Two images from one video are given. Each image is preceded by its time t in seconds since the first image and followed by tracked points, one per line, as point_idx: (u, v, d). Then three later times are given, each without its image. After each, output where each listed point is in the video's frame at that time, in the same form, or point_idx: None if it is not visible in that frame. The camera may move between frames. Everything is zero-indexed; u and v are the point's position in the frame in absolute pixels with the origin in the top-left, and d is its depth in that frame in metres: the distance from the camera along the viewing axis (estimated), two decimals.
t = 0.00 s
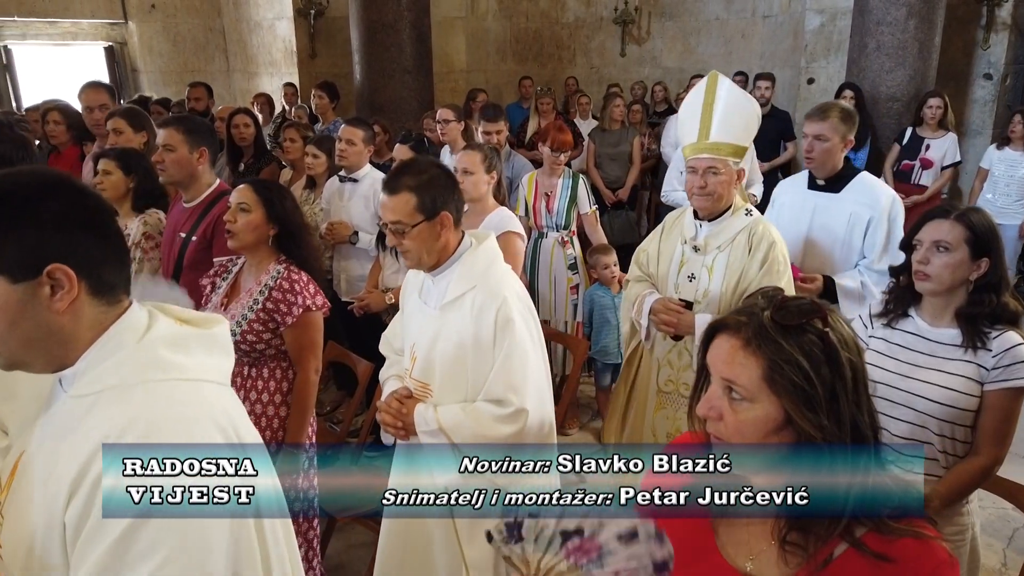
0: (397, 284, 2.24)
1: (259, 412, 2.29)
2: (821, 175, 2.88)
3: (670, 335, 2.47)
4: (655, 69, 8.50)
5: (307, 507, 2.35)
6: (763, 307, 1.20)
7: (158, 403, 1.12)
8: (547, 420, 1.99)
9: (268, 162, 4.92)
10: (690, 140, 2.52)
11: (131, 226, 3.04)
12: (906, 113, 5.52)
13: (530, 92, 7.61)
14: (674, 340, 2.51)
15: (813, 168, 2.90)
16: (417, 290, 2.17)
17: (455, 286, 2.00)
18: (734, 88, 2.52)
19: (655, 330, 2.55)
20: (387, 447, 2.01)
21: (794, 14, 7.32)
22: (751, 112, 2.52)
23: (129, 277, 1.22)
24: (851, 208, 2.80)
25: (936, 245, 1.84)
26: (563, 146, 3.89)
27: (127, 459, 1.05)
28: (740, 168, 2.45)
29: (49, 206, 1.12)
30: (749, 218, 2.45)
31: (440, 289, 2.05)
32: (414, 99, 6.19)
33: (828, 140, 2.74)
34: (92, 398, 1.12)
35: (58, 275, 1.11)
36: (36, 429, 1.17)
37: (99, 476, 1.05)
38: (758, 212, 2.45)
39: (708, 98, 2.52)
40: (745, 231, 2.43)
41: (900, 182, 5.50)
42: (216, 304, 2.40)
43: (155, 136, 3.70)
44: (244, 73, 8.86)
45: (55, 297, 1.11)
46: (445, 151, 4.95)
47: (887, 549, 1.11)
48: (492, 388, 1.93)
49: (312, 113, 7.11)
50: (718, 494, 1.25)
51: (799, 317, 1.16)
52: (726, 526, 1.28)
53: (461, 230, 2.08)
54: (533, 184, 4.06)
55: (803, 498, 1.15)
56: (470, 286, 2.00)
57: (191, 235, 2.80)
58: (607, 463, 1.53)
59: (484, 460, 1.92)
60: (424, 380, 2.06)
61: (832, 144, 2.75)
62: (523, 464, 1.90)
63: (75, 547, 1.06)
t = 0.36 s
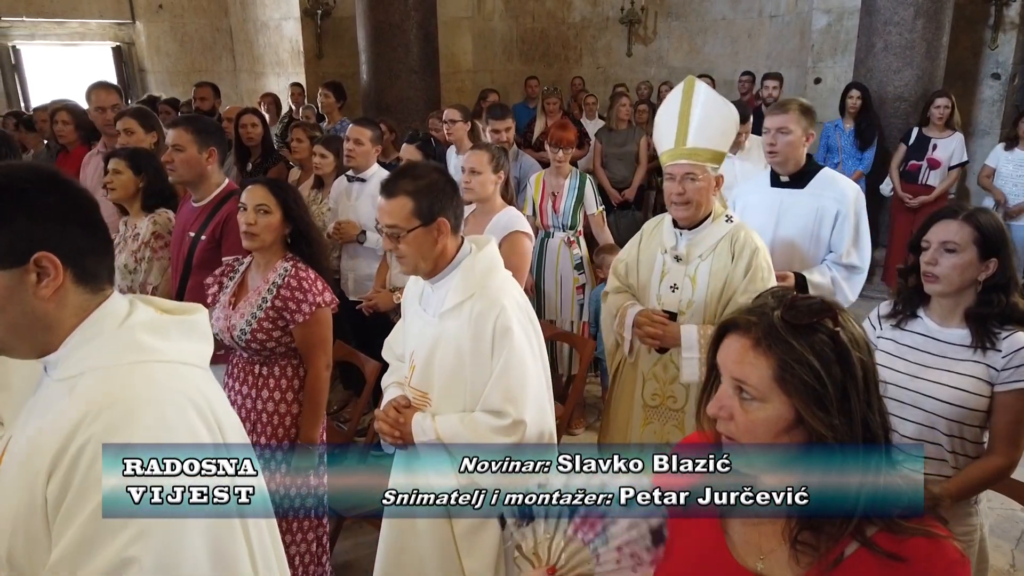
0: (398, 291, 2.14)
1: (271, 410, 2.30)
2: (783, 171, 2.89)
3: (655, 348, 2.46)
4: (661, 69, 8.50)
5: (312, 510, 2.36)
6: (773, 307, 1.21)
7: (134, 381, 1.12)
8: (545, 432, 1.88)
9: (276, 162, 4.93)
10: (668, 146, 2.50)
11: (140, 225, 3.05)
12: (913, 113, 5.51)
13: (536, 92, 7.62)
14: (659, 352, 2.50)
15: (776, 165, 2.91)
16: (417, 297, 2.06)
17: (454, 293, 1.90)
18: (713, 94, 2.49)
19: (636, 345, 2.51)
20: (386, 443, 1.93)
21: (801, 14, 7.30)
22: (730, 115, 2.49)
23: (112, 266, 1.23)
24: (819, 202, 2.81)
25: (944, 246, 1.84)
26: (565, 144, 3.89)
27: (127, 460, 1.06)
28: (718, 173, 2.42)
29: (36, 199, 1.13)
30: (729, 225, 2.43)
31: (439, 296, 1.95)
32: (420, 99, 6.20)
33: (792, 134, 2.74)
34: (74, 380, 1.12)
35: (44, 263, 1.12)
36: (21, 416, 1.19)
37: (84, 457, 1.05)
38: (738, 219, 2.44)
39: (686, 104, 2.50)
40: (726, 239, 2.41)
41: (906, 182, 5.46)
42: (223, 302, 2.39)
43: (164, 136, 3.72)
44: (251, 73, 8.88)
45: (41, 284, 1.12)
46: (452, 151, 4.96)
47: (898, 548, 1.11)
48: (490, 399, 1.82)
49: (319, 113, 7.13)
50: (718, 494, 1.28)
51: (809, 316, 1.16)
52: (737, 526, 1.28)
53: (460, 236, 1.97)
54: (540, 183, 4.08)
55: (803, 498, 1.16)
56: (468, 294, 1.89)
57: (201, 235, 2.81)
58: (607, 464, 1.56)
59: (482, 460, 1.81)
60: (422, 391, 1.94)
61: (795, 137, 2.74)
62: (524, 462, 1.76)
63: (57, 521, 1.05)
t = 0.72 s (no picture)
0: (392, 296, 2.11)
1: (280, 406, 2.32)
2: (759, 174, 2.86)
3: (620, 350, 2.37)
4: (667, 68, 8.50)
5: (323, 509, 2.39)
6: (783, 308, 1.20)
7: (113, 367, 1.11)
8: (536, 438, 1.80)
9: (281, 161, 4.94)
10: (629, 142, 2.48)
11: (146, 224, 3.06)
12: (920, 112, 5.49)
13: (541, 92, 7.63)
14: (624, 353, 2.41)
15: (754, 167, 2.88)
16: (409, 302, 2.03)
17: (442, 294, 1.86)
18: (674, 88, 2.49)
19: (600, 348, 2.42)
20: (378, 446, 1.91)
21: (807, 13, 7.27)
22: (692, 112, 2.49)
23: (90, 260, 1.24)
24: (797, 204, 2.78)
25: (950, 246, 1.83)
26: (566, 142, 3.92)
27: (127, 460, 1.04)
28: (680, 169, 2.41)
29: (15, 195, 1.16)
30: (693, 223, 2.39)
31: (429, 299, 1.91)
32: (425, 99, 6.21)
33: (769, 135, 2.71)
34: (54, 371, 1.13)
35: (17, 258, 1.13)
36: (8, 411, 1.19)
37: (66, 443, 1.06)
38: (701, 216, 2.41)
39: (648, 100, 2.49)
40: (691, 237, 2.37)
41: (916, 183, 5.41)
42: (225, 301, 2.39)
43: (171, 136, 3.74)
44: (257, 73, 8.88)
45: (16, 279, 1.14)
46: (457, 151, 4.97)
47: (903, 546, 1.10)
48: (476, 401, 1.76)
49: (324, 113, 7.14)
50: (718, 494, 1.28)
51: (819, 317, 1.15)
52: (742, 525, 1.28)
53: (448, 238, 1.95)
54: (545, 183, 4.09)
55: (803, 498, 1.16)
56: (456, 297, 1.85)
57: (207, 233, 2.82)
58: (607, 463, 1.55)
59: (483, 460, 1.74)
60: (414, 395, 1.90)
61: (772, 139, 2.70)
62: (524, 464, 1.74)
63: (46, 503, 1.06)
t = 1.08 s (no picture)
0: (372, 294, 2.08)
1: (287, 404, 2.32)
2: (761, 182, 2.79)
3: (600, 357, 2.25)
4: (673, 67, 8.49)
5: (332, 506, 2.35)
6: (793, 308, 1.19)
7: (33, 391, 0.94)
8: (515, 434, 1.79)
9: (287, 161, 4.95)
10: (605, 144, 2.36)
11: (152, 223, 3.06)
12: (928, 110, 5.46)
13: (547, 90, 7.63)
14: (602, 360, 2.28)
15: (755, 174, 2.81)
16: (386, 300, 2.01)
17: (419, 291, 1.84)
18: (651, 87, 2.36)
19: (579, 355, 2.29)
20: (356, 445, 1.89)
21: (815, 12, 7.23)
22: (670, 110, 2.36)
23: None
24: (797, 214, 2.71)
25: (959, 247, 1.81)
26: (570, 139, 3.91)
27: (126, 461, 0.98)
28: (659, 172, 2.28)
29: None
30: (672, 225, 2.27)
31: (406, 296, 1.89)
32: (431, 98, 6.21)
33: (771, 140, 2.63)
34: None
35: None
36: None
37: None
38: (680, 217, 2.29)
39: (622, 99, 2.37)
40: (670, 240, 2.26)
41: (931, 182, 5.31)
42: (228, 300, 2.39)
43: (177, 135, 3.75)
44: (264, 72, 8.88)
45: None
46: (462, 150, 4.97)
47: (913, 545, 1.09)
48: (453, 398, 1.75)
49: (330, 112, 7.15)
50: (718, 494, 1.29)
51: (831, 317, 1.14)
52: (750, 525, 1.27)
53: (426, 235, 1.93)
54: (551, 182, 4.10)
55: (803, 498, 1.17)
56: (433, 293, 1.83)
57: (211, 232, 2.82)
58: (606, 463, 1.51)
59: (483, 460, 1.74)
60: (391, 392, 1.88)
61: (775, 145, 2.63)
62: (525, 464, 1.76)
63: None
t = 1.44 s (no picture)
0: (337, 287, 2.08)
1: (298, 404, 2.32)
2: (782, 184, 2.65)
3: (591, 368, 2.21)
4: (685, 66, 8.46)
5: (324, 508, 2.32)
6: (800, 309, 1.18)
7: None
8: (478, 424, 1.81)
9: (298, 160, 4.96)
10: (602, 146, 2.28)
11: (163, 222, 3.08)
12: (943, 110, 5.40)
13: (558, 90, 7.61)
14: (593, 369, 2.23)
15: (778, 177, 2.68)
16: (349, 292, 2.00)
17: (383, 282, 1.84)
18: (651, 87, 2.27)
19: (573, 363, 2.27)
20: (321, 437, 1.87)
21: (829, 11, 7.18)
22: (671, 112, 2.27)
23: None
24: (814, 221, 2.58)
25: (972, 249, 1.79)
26: (580, 138, 3.86)
27: None
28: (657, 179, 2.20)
29: None
30: (670, 232, 2.20)
31: (370, 287, 1.89)
32: (442, 97, 6.21)
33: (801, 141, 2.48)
34: None
35: None
36: None
37: None
38: (679, 225, 2.21)
39: (620, 101, 2.28)
40: (666, 248, 2.19)
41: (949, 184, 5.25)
42: (238, 299, 2.40)
43: (189, 133, 3.76)
44: (276, 71, 8.90)
45: None
46: (472, 150, 4.97)
47: (921, 547, 1.08)
48: (418, 387, 1.76)
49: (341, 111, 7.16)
50: (718, 494, 1.27)
51: (837, 317, 1.13)
52: (755, 526, 1.26)
53: (392, 228, 1.94)
54: (563, 182, 4.08)
55: (803, 498, 1.17)
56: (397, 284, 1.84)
57: (221, 231, 2.83)
58: (607, 464, 1.50)
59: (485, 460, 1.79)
60: (354, 382, 1.85)
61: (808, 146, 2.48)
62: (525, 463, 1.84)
63: None
